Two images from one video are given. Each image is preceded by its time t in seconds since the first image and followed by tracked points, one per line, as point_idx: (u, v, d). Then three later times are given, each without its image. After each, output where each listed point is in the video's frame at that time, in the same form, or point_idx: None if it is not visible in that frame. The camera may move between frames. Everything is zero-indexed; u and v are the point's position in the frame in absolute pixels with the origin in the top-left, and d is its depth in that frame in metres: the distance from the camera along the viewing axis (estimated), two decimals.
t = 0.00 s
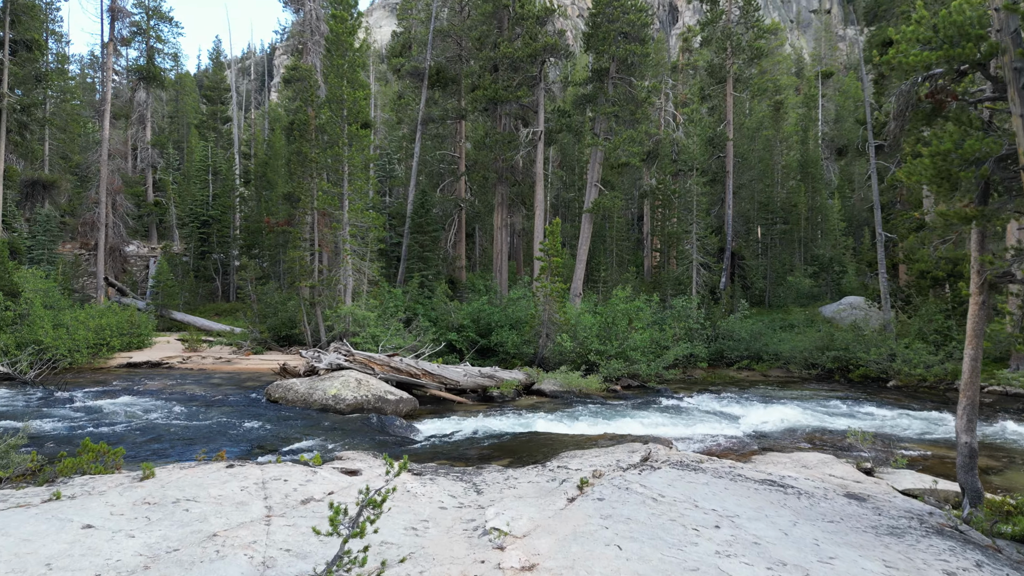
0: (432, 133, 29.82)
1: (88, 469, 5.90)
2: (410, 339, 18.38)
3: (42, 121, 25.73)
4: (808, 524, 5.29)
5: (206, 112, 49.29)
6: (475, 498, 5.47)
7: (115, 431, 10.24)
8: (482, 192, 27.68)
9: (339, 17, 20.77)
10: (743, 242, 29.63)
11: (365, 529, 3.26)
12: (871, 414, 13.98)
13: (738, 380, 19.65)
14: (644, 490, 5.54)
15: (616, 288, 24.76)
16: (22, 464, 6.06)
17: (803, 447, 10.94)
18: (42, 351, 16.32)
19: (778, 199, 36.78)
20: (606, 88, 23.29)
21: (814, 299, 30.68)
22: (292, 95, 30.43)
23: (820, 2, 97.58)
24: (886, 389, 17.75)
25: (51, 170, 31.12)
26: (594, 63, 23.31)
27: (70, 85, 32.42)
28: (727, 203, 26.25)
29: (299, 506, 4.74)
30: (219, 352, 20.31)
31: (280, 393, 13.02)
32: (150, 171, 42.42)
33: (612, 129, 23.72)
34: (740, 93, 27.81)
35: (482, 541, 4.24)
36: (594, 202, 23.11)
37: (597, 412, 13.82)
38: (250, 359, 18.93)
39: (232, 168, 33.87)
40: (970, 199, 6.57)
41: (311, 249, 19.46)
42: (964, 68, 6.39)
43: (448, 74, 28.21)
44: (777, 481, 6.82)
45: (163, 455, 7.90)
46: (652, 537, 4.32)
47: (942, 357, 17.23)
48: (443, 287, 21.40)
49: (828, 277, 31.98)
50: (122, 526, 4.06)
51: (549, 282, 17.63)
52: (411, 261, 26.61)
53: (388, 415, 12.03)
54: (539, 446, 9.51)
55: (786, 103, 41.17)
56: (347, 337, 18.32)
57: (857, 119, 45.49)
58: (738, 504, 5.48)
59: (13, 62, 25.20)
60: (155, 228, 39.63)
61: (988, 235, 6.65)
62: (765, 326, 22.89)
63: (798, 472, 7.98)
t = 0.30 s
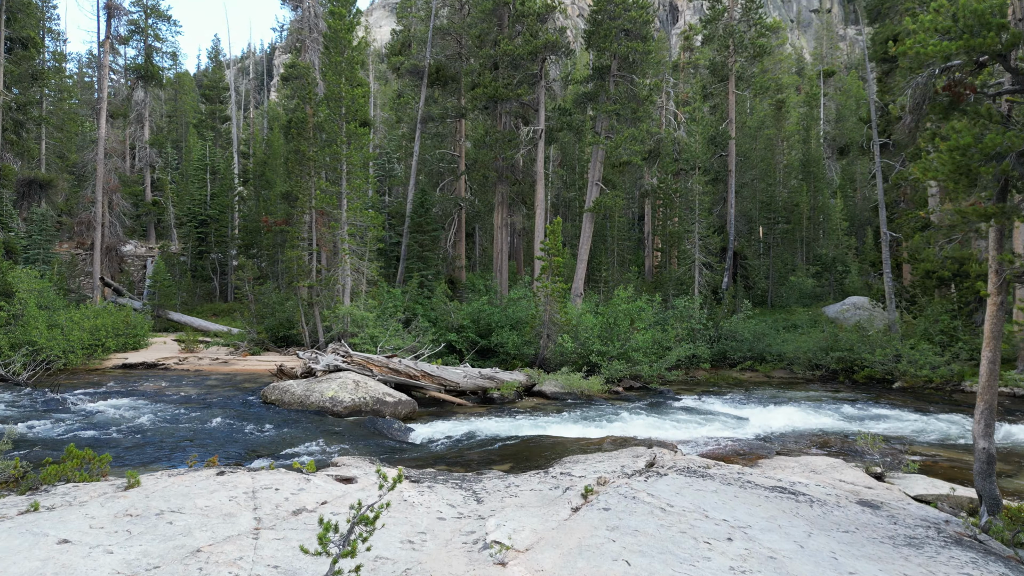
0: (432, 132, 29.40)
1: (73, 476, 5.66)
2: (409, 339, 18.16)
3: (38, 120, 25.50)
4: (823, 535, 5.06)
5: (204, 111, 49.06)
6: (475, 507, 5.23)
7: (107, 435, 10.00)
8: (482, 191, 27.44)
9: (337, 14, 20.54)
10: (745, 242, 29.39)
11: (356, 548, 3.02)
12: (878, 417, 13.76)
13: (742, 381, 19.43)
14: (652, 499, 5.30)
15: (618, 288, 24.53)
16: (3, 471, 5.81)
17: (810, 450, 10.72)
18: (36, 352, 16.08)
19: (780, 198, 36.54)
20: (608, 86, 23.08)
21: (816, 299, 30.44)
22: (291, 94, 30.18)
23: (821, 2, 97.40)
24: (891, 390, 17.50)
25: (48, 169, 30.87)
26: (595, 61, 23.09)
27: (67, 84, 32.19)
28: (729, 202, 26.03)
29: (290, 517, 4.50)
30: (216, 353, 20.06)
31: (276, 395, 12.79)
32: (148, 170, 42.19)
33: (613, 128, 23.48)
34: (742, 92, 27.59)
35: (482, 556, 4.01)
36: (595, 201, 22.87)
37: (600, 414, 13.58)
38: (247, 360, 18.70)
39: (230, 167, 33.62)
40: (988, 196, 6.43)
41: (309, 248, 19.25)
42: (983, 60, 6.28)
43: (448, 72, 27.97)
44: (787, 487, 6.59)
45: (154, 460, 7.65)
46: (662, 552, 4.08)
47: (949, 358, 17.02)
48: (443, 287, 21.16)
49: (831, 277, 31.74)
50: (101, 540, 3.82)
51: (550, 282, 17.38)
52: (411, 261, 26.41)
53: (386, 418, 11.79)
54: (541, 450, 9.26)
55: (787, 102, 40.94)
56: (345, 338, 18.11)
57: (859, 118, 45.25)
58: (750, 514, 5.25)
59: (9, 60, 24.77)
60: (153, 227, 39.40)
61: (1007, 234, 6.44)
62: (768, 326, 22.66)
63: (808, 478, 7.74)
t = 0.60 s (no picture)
0: (432, 131, 28.49)
1: (63, 478, 5.52)
2: (409, 340, 18.03)
3: (36, 118, 25.35)
4: (832, 540, 4.92)
5: (204, 110, 48.91)
6: (475, 511, 5.09)
7: (101, 436, 9.85)
8: (482, 190, 27.30)
9: (336, 11, 20.39)
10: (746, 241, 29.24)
11: (349, 557, 2.88)
12: (882, 417, 13.63)
13: (743, 381, 19.31)
14: (657, 502, 5.15)
15: (618, 288, 24.41)
16: None
17: (814, 451, 10.59)
18: (32, 351, 15.93)
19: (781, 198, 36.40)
20: (608, 84, 22.96)
21: (818, 298, 30.30)
22: (290, 93, 30.03)
23: (821, 2, 97.33)
24: (894, 391, 17.35)
25: (46, 168, 30.70)
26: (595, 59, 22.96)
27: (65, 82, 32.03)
28: (731, 201, 25.89)
29: (283, 522, 4.35)
30: (213, 353, 19.91)
31: (274, 394, 12.66)
32: (147, 169, 42.01)
33: (614, 126, 23.31)
34: (744, 91, 27.46)
35: (482, 563, 3.87)
36: (596, 200, 22.72)
37: (600, 415, 13.43)
38: (246, 360, 18.57)
39: (229, 166, 33.48)
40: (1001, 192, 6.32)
41: (308, 247, 19.11)
42: (995, 52, 6.23)
43: (447, 70, 27.83)
44: (794, 490, 6.45)
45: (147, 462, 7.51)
46: (668, 558, 3.94)
47: (952, 358, 16.88)
48: (442, 287, 21.02)
49: (832, 276, 31.58)
50: (86, 547, 3.68)
51: (550, 281, 17.22)
52: (410, 261, 26.31)
53: (385, 418, 11.64)
54: (543, 452, 9.11)
55: (788, 101, 40.80)
56: (344, 337, 17.98)
57: (860, 117, 45.09)
58: (758, 518, 5.10)
59: (6, 59, 24.33)
60: (152, 227, 39.22)
61: (1019, 231, 6.34)
62: (770, 326, 22.52)
63: (814, 480, 7.60)
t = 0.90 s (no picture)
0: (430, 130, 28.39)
1: (46, 486, 5.31)
2: (408, 340, 17.83)
3: (32, 117, 25.14)
4: (847, 551, 4.72)
5: (202, 109, 48.66)
6: (473, 520, 4.87)
7: (92, 440, 9.63)
8: (482, 188, 27.09)
9: (334, 7, 20.15)
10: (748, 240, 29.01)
11: None
12: (886, 418, 13.46)
13: (746, 382, 19.11)
14: (663, 511, 4.94)
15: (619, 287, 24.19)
16: None
17: (819, 454, 10.41)
18: (27, 352, 15.73)
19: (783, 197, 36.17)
20: (609, 82, 22.69)
21: (821, 298, 30.08)
22: (288, 91, 29.78)
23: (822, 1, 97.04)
24: (899, 391, 17.15)
25: (43, 167, 30.47)
26: (596, 57, 22.72)
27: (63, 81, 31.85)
28: (733, 200, 25.66)
29: (272, 533, 4.14)
30: (210, 353, 19.69)
31: (270, 396, 12.45)
32: (146, 168, 41.79)
33: (615, 124, 23.08)
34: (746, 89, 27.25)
35: None
36: (596, 199, 22.51)
37: (601, 416, 13.23)
38: (243, 361, 18.37)
39: (227, 166, 33.26)
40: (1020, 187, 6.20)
41: (306, 247, 18.90)
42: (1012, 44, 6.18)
43: (447, 69, 27.64)
44: (803, 496, 6.24)
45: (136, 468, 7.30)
46: (678, 572, 3.73)
47: (958, 358, 16.67)
48: (441, 287, 20.80)
49: (835, 276, 31.36)
50: (62, 562, 3.47)
51: (551, 281, 17.03)
52: (409, 260, 26.23)
53: (383, 420, 11.43)
54: (543, 455, 8.91)
55: (790, 100, 40.56)
56: (342, 338, 17.78)
57: (863, 116, 44.84)
58: (768, 527, 4.89)
59: (2, 57, 24.08)
60: (150, 227, 39.01)
61: None
62: (773, 326, 22.32)
63: (823, 484, 7.40)
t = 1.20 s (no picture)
0: (430, 128, 28.22)
1: (15, 501, 4.96)
2: (406, 341, 17.49)
3: (26, 115, 24.81)
4: (872, 570, 4.39)
5: (200, 108, 48.31)
6: (471, 538, 4.54)
7: (77, 447, 9.29)
8: (482, 187, 26.77)
9: (331, 3, 19.82)
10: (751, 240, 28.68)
11: None
12: (894, 422, 13.17)
13: (750, 384, 18.78)
14: (675, 528, 4.61)
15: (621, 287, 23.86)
16: None
17: (828, 460, 10.10)
18: (16, 354, 15.38)
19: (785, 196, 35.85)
20: (611, 79, 22.37)
21: (824, 298, 29.73)
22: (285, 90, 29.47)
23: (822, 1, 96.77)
24: (906, 394, 16.83)
25: (38, 167, 30.14)
26: (598, 54, 22.45)
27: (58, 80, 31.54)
28: (736, 198, 25.31)
29: (253, 555, 3.81)
30: (205, 355, 19.34)
31: (263, 400, 12.11)
32: (142, 168, 41.43)
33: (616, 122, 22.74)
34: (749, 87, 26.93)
35: None
36: (598, 198, 22.22)
37: (603, 420, 12.90)
38: (238, 362, 18.03)
39: (225, 165, 32.96)
40: None
41: (302, 246, 18.58)
42: None
43: (446, 66, 27.35)
44: (820, 508, 5.91)
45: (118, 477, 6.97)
46: None
47: (966, 360, 16.34)
48: (440, 286, 20.48)
49: (839, 276, 31.02)
50: None
51: (552, 281, 16.72)
52: (407, 260, 26.11)
53: (379, 425, 11.10)
54: (545, 463, 8.57)
55: (792, 98, 40.21)
56: (339, 339, 17.46)
57: (866, 115, 44.51)
58: (788, 545, 4.56)
59: None
60: (147, 226, 38.66)
61: None
62: (777, 327, 22.00)
63: (838, 494, 7.07)
